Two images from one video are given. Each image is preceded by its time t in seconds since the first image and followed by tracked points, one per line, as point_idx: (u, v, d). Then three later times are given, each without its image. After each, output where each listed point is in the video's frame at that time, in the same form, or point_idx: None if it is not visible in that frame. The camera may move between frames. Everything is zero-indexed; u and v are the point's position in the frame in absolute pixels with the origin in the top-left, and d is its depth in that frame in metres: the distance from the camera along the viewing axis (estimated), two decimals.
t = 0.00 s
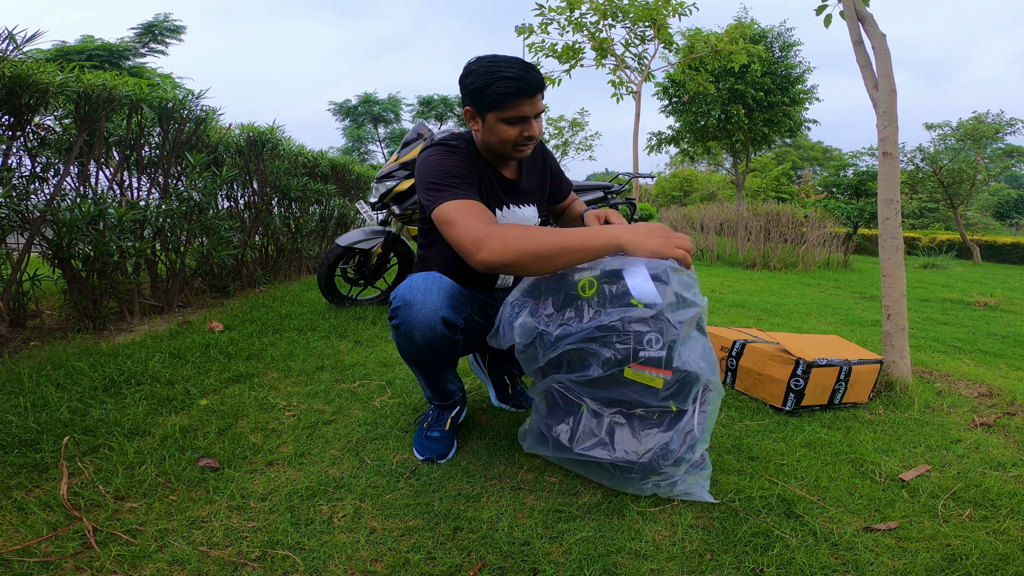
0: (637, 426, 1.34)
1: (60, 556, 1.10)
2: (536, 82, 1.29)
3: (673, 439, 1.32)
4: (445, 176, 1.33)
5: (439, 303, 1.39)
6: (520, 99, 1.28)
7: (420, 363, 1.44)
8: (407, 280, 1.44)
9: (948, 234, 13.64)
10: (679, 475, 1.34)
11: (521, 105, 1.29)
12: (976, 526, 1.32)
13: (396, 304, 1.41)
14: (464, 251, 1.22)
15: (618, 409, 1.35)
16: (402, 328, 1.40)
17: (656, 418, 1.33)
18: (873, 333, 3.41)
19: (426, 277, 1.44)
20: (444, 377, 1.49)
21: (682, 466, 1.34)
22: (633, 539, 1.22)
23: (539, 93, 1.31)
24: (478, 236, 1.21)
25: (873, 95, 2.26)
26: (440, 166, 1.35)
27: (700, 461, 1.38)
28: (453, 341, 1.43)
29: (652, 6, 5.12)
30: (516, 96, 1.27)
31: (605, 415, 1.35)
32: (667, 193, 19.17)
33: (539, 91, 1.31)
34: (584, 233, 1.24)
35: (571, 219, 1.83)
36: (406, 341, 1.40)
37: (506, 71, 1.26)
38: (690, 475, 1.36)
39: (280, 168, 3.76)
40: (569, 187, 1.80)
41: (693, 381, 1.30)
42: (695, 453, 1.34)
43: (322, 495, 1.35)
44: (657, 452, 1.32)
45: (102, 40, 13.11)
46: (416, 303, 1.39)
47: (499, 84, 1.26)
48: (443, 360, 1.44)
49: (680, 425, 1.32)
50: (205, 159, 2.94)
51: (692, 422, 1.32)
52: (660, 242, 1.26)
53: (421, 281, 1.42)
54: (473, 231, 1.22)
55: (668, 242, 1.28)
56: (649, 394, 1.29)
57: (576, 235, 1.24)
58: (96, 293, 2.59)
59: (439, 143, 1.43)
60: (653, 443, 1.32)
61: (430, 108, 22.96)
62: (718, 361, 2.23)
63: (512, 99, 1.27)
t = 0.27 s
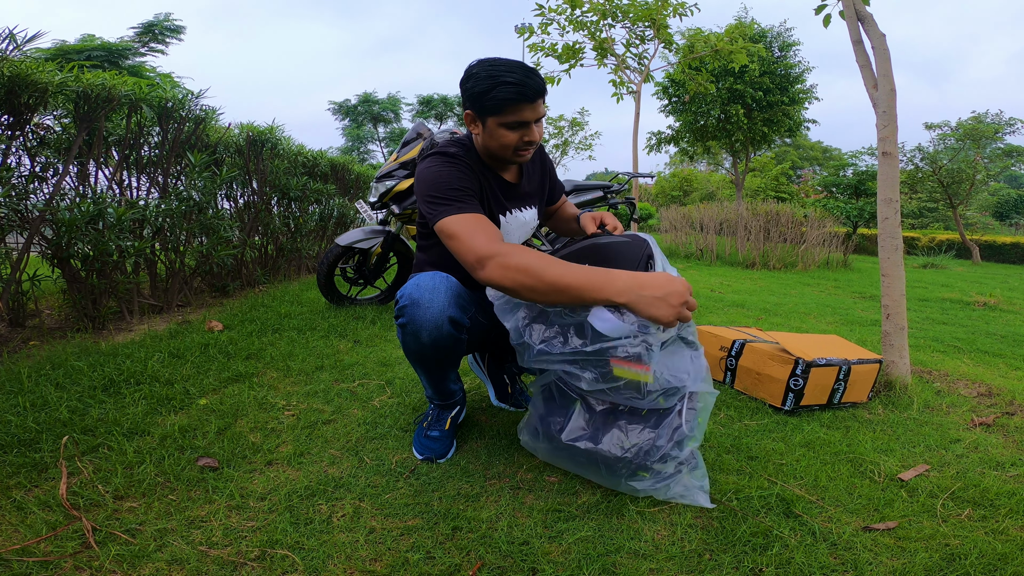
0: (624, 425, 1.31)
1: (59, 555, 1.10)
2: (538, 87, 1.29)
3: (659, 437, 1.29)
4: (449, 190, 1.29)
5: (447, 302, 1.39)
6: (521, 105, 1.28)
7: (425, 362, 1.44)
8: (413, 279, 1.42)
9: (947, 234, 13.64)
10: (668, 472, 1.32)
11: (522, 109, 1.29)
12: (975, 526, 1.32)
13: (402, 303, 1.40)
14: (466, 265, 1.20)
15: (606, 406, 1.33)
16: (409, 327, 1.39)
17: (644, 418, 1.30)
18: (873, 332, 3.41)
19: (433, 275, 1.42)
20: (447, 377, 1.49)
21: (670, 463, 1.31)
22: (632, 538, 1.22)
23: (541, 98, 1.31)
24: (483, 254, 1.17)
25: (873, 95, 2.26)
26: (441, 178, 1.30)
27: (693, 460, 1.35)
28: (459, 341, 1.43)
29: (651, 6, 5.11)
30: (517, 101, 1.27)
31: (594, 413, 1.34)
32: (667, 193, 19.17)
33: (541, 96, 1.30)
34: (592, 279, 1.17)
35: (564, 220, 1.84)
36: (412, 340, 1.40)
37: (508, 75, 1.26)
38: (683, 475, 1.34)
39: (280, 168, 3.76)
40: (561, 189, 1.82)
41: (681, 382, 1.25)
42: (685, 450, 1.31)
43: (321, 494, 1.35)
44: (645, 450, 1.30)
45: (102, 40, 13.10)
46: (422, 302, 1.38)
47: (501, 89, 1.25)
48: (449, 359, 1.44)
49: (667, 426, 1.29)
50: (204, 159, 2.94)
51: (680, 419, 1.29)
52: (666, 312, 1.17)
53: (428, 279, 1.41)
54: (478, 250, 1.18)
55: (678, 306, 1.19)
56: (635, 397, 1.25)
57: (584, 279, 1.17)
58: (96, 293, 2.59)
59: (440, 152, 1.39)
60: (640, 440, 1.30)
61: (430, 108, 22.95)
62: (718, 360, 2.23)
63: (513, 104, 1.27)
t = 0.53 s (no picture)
0: (577, 423, 1.32)
1: (57, 556, 1.09)
2: (537, 96, 1.27)
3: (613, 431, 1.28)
4: (456, 217, 1.26)
5: (444, 297, 1.38)
6: (521, 114, 1.26)
7: (423, 358, 1.44)
8: (412, 274, 1.43)
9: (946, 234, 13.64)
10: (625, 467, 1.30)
11: (521, 119, 1.27)
12: (976, 525, 1.32)
13: (401, 298, 1.41)
14: (460, 299, 1.17)
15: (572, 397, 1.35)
16: (407, 322, 1.39)
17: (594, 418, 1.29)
18: (873, 332, 3.41)
19: (432, 271, 1.42)
20: (445, 374, 1.49)
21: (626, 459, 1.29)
22: (633, 538, 1.22)
23: (540, 106, 1.30)
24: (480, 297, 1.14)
25: (873, 95, 2.25)
26: (451, 204, 1.27)
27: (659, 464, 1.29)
28: (457, 338, 1.43)
29: (651, 6, 5.11)
30: (516, 111, 1.25)
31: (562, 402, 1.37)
32: (666, 192, 19.16)
33: (540, 105, 1.29)
34: (564, 365, 1.08)
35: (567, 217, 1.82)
36: (408, 334, 1.41)
37: (507, 84, 1.24)
38: (646, 478, 1.30)
39: (279, 168, 3.75)
40: (554, 188, 1.81)
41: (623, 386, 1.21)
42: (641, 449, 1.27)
43: (320, 494, 1.34)
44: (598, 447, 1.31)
45: (101, 39, 13.08)
46: (419, 297, 1.38)
47: (500, 98, 1.24)
48: (447, 354, 1.44)
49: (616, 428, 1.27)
50: (204, 158, 2.93)
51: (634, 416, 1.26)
52: (621, 421, 1.04)
53: (426, 275, 1.41)
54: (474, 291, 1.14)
55: (638, 418, 1.06)
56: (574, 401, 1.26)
57: (557, 361, 1.08)
58: (94, 292, 2.58)
59: (444, 168, 1.35)
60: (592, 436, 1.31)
61: (430, 108, 22.94)
62: (718, 360, 2.22)
63: (513, 113, 1.26)
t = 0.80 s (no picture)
0: (571, 427, 1.31)
1: (54, 557, 1.08)
2: (542, 101, 1.26)
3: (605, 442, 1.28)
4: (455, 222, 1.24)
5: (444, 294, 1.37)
6: (526, 120, 1.25)
7: (423, 356, 1.43)
8: (413, 272, 1.42)
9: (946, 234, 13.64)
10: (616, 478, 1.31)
11: (526, 124, 1.26)
12: (981, 525, 1.31)
13: (401, 295, 1.40)
14: (452, 303, 1.19)
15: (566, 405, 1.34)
16: (407, 320, 1.38)
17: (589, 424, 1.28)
18: (873, 332, 3.41)
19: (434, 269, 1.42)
20: (445, 373, 1.48)
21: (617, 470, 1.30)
22: (636, 539, 1.21)
23: (544, 111, 1.28)
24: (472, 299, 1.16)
25: (874, 94, 2.24)
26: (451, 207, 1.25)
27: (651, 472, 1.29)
28: (457, 336, 1.42)
29: (651, 6, 5.10)
30: (522, 117, 1.24)
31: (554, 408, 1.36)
32: (665, 193, 19.16)
33: (544, 110, 1.27)
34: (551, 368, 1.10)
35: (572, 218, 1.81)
36: (409, 332, 1.39)
37: (513, 88, 1.22)
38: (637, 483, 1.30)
39: (278, 167, 3.74)
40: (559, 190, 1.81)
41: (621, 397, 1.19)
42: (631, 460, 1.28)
43: (320, 494, 1.33)
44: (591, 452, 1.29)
45: (101, 39, 13.07)
46: (420, 294, 1.38)
47: (506, 104, 1.22)
48: (446, 353, 1.43)
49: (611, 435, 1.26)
50: (203, 158, 2.92)
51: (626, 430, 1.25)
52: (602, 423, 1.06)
53: (426, 272, 1.40)
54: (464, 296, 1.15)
55: (622, 423, 1.06)
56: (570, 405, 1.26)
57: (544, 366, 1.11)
58: (93, 292, 2.57)
59: (441, 168, 1.33)
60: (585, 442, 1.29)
61: (429, 108, 22.93)
62: (719, 360, 2.22)
63: (517, 119, 1.24)
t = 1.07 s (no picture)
0: (580, 437, 1.26)
1: (48, 558, 1.07)
2: (539, 88, 1.26)
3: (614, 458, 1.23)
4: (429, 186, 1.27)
5: (438, 295, 1.38)
6: (521, 102, 1.25)
7: (413, 355, 1.41)
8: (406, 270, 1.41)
9: (944, 235, 13.65)
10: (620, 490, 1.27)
11: (522, 108, 1.26)
12: (980, 526, 1.30)
13: (394, 292, 1.39)
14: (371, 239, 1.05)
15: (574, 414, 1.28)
16: (398, 315, 1.37)
17: (600, 435, 1.24)
18: (872, 332, 3.40)
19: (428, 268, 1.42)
20: (434, 372, 1.48)
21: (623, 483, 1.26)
22: (634, 540, 1.20)
23: (541, 98, 1.29)
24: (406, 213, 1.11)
25: (873, 94, 2.24)
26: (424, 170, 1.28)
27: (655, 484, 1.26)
28: (447, 337, 1.41)
29: (650, 6, 5.10)
30: (518, 99, 1.24)
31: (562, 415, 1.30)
32: (664, 193, 19.15)
33: (541, 97, 1.28)
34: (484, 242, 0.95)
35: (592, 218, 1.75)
36: (400, 330, 1.38)
37: (511, 73, 1.23)
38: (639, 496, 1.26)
39: (276, 167, 3.73)
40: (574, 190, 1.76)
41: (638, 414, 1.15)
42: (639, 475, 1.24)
43: (317, 495, 1.32)
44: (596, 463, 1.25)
45: (99, 39, 13.05)
46: (413, 293, 1.37)
47: (503, 87, 1.23)
48: (437, 353, 1.43)
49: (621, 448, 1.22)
50: (201, 158, 2.91)
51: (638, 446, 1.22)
52: (547, 275, 0.89)
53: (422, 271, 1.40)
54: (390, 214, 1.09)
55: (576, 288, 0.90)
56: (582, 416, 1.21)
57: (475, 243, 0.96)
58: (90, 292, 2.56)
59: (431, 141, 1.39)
60: (593, 453, 1.25)
61: (428, 108, 22.92)
62: (718, 360, 2.21)
63: (513, 102, 1.24)
